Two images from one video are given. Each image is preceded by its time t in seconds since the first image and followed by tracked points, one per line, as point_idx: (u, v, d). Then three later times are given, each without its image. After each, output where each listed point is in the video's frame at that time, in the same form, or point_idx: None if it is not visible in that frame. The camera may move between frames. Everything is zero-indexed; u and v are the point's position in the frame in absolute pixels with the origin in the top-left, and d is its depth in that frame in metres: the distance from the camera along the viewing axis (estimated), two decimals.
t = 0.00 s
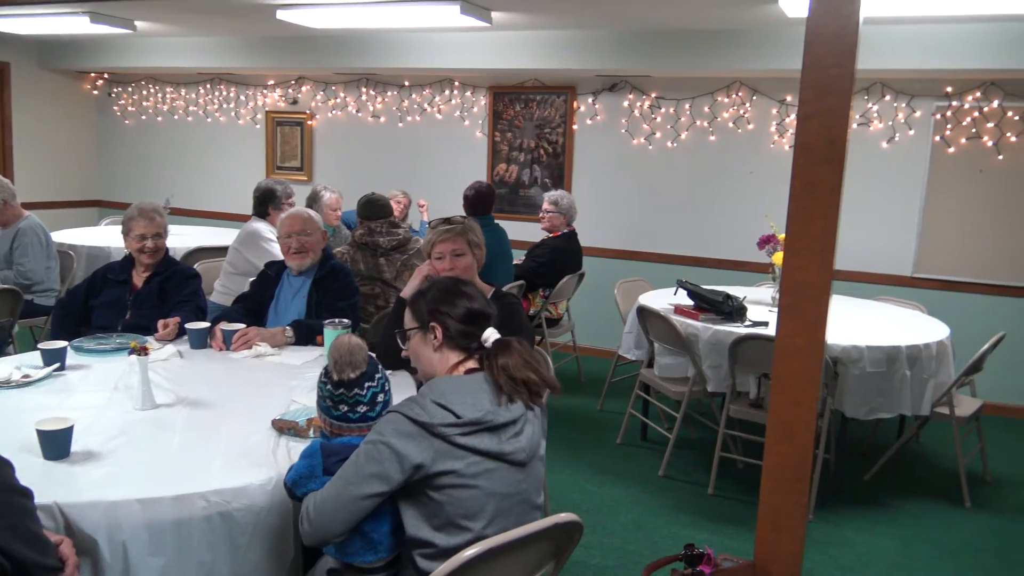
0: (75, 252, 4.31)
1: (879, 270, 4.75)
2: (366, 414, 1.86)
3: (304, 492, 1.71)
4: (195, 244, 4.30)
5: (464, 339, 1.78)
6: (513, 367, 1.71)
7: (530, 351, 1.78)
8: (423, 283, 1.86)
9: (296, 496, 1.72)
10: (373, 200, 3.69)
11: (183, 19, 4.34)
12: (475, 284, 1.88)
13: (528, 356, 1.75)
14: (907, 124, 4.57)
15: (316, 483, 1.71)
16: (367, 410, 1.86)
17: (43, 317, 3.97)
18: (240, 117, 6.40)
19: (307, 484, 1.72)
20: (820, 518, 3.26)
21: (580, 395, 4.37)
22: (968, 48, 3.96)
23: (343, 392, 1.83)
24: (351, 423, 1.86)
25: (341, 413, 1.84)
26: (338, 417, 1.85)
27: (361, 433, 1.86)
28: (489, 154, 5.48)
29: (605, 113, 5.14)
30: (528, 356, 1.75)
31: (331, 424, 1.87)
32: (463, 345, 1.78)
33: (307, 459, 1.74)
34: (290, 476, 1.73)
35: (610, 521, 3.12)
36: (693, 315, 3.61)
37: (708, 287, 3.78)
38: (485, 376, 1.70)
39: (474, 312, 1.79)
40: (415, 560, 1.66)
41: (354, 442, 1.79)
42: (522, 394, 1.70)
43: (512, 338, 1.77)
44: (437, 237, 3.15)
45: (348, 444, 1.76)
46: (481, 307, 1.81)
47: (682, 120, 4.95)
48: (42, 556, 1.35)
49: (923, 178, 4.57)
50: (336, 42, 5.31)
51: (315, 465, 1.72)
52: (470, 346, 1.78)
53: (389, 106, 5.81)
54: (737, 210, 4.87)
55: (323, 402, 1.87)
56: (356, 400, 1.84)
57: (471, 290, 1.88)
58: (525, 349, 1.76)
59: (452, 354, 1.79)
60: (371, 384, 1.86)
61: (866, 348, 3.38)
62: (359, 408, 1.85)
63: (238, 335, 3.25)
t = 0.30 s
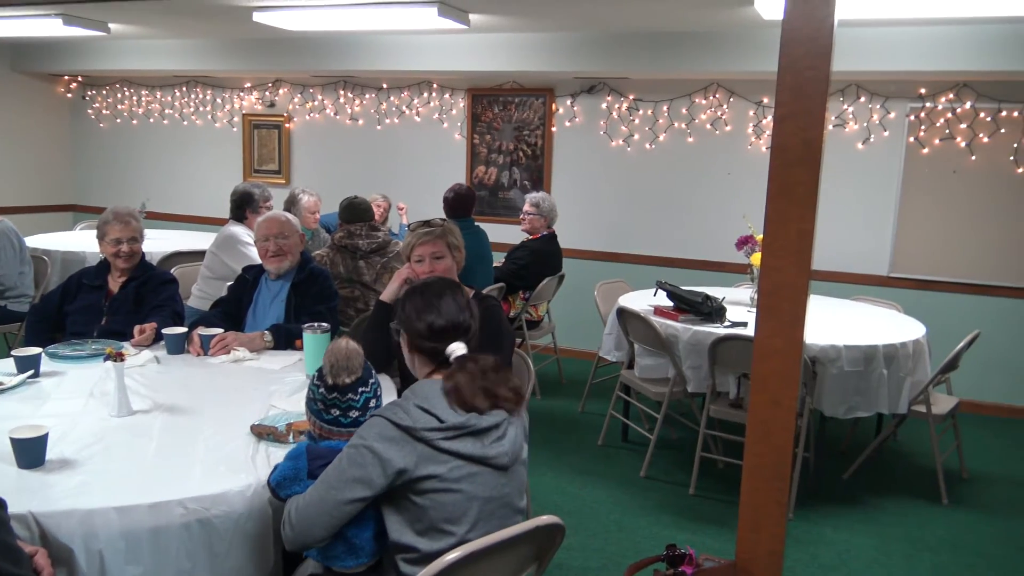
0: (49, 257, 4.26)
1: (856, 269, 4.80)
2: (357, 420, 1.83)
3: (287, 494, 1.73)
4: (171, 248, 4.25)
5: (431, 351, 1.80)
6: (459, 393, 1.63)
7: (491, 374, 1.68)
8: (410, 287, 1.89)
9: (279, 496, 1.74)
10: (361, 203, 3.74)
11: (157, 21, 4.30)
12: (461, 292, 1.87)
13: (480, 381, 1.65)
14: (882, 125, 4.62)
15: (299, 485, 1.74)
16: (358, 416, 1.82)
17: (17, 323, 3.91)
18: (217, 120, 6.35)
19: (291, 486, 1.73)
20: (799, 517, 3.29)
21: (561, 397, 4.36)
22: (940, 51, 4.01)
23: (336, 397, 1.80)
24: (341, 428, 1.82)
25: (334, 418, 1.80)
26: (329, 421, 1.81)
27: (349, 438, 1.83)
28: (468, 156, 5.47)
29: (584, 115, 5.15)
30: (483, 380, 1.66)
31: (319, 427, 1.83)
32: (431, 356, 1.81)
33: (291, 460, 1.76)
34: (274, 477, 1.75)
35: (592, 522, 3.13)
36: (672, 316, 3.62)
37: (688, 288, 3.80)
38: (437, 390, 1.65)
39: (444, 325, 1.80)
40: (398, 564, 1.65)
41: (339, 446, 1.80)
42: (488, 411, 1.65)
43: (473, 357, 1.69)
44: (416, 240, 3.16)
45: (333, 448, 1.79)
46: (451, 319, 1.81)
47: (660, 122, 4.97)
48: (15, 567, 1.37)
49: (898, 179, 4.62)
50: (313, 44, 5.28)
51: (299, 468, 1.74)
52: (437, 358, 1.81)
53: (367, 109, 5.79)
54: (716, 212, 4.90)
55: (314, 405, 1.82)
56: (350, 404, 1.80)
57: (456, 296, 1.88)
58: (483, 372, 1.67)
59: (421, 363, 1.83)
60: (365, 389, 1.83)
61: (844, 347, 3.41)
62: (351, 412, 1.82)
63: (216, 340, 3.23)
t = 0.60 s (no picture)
0: (44, 262, 4.22)
1: (861, 271, 4.76)
2: (356, 424, 1.83)
3: (287, 499, 1.69)
4: (167, 253, 4.21)
5: (431, 355, 1.84)
6: (451, 404, 1.60)
7: (486, 390, 1.64)
8: (422, 290, 1.92)
9: (279, 502, 1.70)
10: (361, 206, 3.74)
11: (152, 24, 4.27)
12: (469, 299, 1.87)
13: (474, 396, 1.61)
14: (885, 125, 4.59)
15: (299, 491, 1.69)
16: (357, 420, 1.82)
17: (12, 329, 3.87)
18: (212, 123, 6.32)
19: (290, 491, 1.69)
20: (805, 523, 3.24)
21: (562, 401, 4.30)
22: (942, 50, 3.99)
23: (334, 402, 1.80)
24: (341, 433, 1.81)
25: (333, 423, 1.80)
26: (327, 426, 1.81)
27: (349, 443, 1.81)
28: (467, 159, 5.43)
29: (584, 117, 5.12)
30: (477, 395, 1.62)
31: (318, 434, 1.83)
32: (431, 361, 1.84)
33: (291, 466, 1.72)
34: (274, 483, 1.71)
35: (594, 528, 3.08)
36: (675, 319, 3.59)
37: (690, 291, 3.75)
38: (432, 396, 1.63)
39: (446, 332, 1.81)
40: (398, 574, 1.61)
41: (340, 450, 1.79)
42: (484, 423, 1.60)
43: (469, 369, 1.66)
44: (415, 244, 3.15)
45: (331, 454, 1.73)
46: (453, 326, 1.83)
47: (661, 123, 4.93)
48: None
49: (901, 180, 4.59)
50: (311, 46, 5.25)
51: (298, 473, 1.70)
52: (437, 362, 1.84)
53: (364, 111, 5.76)
54: (717, 214, 4.87)
55: (311, 412, 1.82)
56: (348, 409, 1.81)
57: (465, 303, 1.89)
58: (478, 386, 1.63)
59: (423, 365, 1.86)
60: (362, 393, 1.83)
61: (848, 350, 3.37)
62: (349, 417, 1.82)
63: (214, 345, 3.19)
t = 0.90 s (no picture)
0: (31, 260, 4.09)
1: (889, 270, 4.56)
2: (362, 431, 1.67)
3: (287, 511, 1.58)
4: (162, 250, 4.04)
5: (438, 359, 1.70)
6: (461, 411, 1.49)
7: (497, 396, 1.52)
8: (430, 288, 1.78)
9: (278, 514, 1.59)
10: (365, 199, 3.53)
11: (147, 10, 4.10)
12: (480, 298, 1.74)
13: (484, 402, 1.49)
14: (917, 115, 4.39)
15: (300, 502, 1.57)
16: (364, 427, 1.67)
17: None
18: (208, 114, 6.15)
19: (290, 503, 1.58)
20: (834, 535, 3.05)
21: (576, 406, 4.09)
22: (975, 35, 3.79)
23: (338, 409, 1.65)
24: (345, 442, 1.66)
25: (336, 431, 1.65)
26: (331, 435, 1.66)
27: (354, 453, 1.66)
28: (475, 151, 5.25)
29: (598, 107, 4.92)
30: (487, 401, 1.50)
31: (321, 443, 1.68)
32: (438, 364, 1.70)
33: (291, 475, 1.60)
34: (272, 494, 1.59)
35: (610, 541, 2.90)
36: (694, 319, 3.39)
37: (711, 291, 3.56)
38: (440, 401, 1.52)
39: (455, 334, 1.68)
40: None
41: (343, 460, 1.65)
42: (495, 430, 1.49)
43: (479, 373, 1.53)
44: (422, 241, 2.99)
45: (334, 463, 1.64)
46: (463, 327, 1.69)
47: (680, 113, 4.74)
48: None
49: (935, 173, 4.39)
50: (314, 33, 5.07)
51: (299, 483, 1.59)
52: (445, 366, 1.70)
53: (367, 102, 5.58)
54: (736, 208, 4.67)
55: (314, 419, 1.67)
56: (353, 416, 1.65)
57: (475, 303, 1.75)
58: (489, 392, 1.51)
59: (430, 369, 1.73)
60: (369, 399, 1.68)
61: (879, 353, 3.18)
62: (354, 425, 1.67)
63: (209, 347, 3.01)
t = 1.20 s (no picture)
0: (35, 257, 4.02)
1: (924, 273, 4.40)
2: (374, 436, 1.62)
3: (297, 522, 1.50)
4: (169, 247, 3.93)
5: (456, 364, 1.59)
6: (479, 417, 1.40)
7: (517, 401, 1.43)
8: (448, 288, 1.68)
9: (289, 526, 1.50)
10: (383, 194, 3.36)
11: None
12: (501, 300, 1.63)
13: (504, 407, 1.41)
14: (957, 111, 4.23)
15: (312, 512, 1.50)
16: (375, 432, 1.61)
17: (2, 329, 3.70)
18: (217, 107, 6.04)
19: (302, 512, 1.50)
20: (866, 551, 2.90)
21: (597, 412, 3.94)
22: (1019, 28, 3.63)
23: (348, 412, 1.59)
24: (356, 447, 1.61)
25: (347, 435, 1.60)
26: (341, 439, 1.61)
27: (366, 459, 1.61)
28: (493, 146, 5.11)
29: (621, 100, 4.78)
30: (507, 407, 1.41)
31: (332, 448, 1.63)
32: (456, 369, 1.60)
33: (302, 484, 1.53)
34: (282, 504, 1.50)
35: (630, 553, 2.77)
36: (721, 323, 3.26)
37: (739, 293, 3.41)
38: (458, 406, 1.43)
39: (474, 336, 1.57)
40: None
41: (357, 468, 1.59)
42: (515, 438, 1.40)
43: (500, 379, 1.45)
44: (439, 240, 2.90)
45: (347, 470, 1.57)
46: (483, 330, 1.58)
47: (707, 107, 4.58)
48: None
49: (974, 171, 4.23)
50: (327, 23, 4.95)
51: (312, 492, 1.51)
52: (462, 371, 1.59)
53: (382, 94, 5.45)
54: (763, 207, 4.53)
55: (324, 422, 1.62)
56: (363, 420, 1.59)
57: (495, 305, 1.65)
58: (508, 398, 1.43)
59: (446, 374, 1.62)
60: (381, 403, 1.61)
61: (915, 360, 3.03)
62: (365, 429, 1.61)
63: (217, 348, 2.90)
